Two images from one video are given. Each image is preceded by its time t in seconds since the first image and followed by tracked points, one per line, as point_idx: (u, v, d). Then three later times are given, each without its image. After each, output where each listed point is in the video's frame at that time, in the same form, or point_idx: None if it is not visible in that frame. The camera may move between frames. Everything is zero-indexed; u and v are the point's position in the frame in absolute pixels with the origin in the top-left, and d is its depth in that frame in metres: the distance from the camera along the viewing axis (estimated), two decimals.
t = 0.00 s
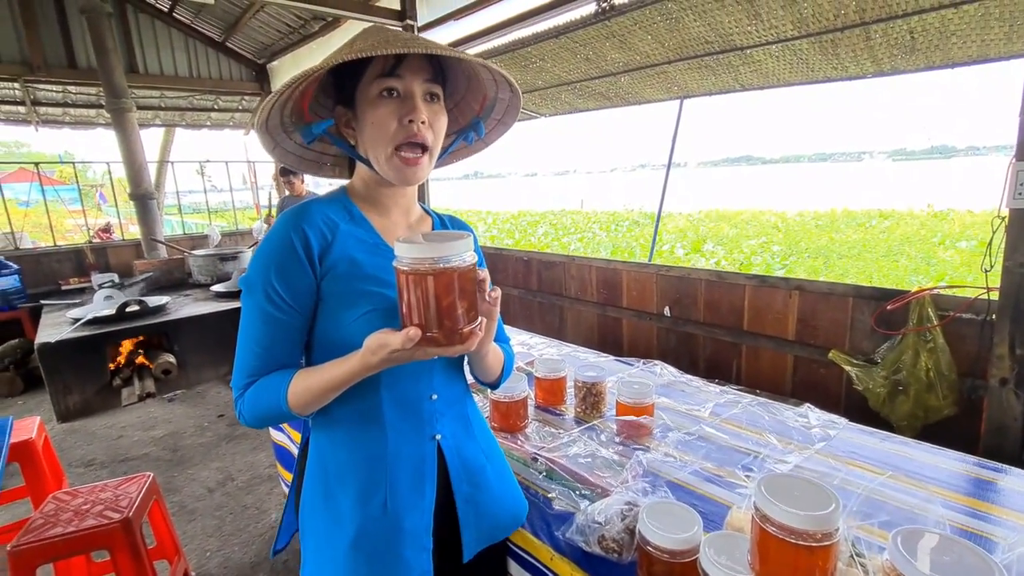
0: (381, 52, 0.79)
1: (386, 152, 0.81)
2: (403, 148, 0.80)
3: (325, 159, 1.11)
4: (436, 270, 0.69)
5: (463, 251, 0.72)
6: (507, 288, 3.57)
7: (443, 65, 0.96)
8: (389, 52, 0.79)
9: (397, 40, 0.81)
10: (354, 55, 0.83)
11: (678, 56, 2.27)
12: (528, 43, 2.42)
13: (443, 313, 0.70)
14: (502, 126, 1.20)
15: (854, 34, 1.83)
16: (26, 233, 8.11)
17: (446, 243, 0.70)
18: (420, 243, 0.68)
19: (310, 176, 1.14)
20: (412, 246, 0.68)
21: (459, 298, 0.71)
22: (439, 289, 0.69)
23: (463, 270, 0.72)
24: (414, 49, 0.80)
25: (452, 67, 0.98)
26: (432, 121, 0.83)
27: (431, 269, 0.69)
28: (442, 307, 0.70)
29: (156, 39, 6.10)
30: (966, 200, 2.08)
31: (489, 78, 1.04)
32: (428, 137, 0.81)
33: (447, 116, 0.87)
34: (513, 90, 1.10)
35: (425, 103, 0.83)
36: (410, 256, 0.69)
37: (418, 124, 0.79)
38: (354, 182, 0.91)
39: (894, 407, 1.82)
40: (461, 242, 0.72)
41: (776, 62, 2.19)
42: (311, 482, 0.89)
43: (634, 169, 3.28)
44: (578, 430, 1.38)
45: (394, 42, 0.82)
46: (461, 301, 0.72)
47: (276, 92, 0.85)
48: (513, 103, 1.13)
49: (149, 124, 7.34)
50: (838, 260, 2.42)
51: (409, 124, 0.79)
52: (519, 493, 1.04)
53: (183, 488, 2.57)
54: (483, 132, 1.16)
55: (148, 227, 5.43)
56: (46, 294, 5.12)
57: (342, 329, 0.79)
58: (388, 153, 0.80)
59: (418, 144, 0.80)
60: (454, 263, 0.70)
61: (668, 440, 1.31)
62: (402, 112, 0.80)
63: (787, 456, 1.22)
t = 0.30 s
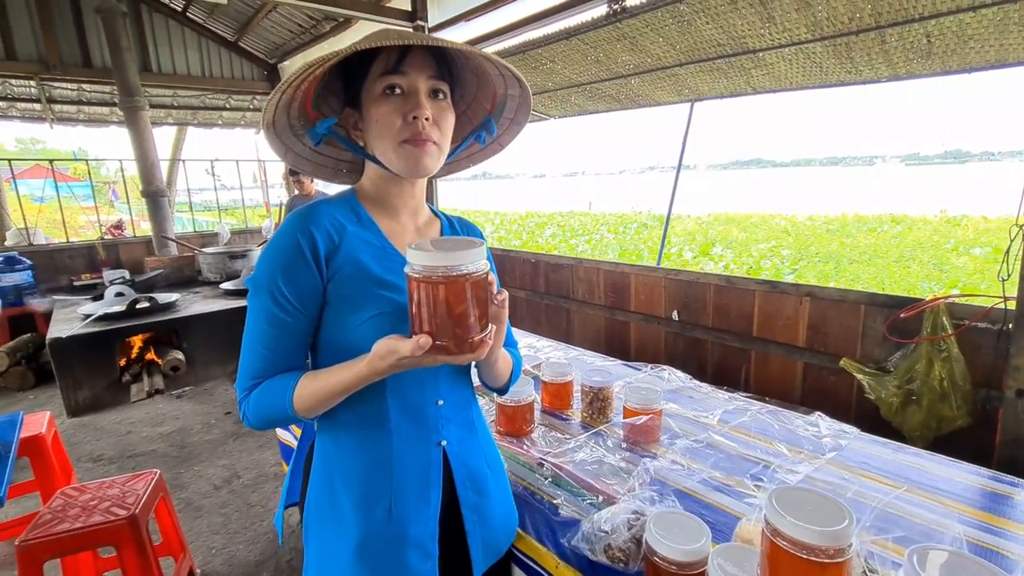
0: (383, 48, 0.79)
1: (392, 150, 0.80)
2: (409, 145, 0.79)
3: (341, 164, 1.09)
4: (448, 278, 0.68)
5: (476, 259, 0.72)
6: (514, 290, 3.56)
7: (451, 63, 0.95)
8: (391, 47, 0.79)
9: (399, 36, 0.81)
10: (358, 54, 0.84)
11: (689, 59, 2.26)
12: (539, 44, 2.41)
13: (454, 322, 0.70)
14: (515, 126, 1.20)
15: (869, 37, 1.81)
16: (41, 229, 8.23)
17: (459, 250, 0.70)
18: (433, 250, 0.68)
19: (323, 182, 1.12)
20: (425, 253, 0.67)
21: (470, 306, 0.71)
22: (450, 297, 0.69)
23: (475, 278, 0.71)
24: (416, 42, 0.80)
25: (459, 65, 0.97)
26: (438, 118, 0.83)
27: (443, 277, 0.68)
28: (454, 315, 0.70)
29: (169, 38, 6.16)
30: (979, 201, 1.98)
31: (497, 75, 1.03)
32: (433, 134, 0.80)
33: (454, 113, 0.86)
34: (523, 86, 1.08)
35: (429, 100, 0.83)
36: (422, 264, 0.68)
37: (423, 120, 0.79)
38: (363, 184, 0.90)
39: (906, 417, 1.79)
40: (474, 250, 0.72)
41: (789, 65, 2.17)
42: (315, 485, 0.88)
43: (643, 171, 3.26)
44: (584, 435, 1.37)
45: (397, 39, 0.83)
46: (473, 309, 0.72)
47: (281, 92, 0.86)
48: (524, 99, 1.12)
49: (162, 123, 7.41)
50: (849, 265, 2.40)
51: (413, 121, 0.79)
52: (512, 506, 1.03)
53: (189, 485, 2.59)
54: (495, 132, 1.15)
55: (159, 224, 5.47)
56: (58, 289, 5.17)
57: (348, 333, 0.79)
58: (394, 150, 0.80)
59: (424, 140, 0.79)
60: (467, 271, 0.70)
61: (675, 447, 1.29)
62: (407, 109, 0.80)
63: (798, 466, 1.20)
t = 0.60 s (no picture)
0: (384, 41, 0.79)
1: (397, 145, 0.80)
2: (414, 139, 0.78)
3: (353, 164, 1.09)
4: (460, 279, 0.68)
5: (488, 259, 0.72)
6: (521, 290, 3.55)
7: (457, 56, 0.94)
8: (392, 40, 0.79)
9: (401, 29, 0.81)
10: (361, 49, 0.84)
11: (699, 59, 2.24)
12: (547, 44, 2.40)
13: (466, 322, 0.69)
14: (527, 120, 1.18)
15: (882, 37, 1.78)
16: (52, 225, 8.31)
17: (471, 251, 0.70)
18: (444, 250, 0.68)
19: (333, 181, 1.12)
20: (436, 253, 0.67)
21: (482, 307, 0.71)
22: (462, 298, 0.69)
23: (487, 279, 0.71)
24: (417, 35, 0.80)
25: (466, 57, 0.96)
26: (443, 112, 0.82)
27: (455, 278, 0.68)
28: (466, 316, 0.69)
29: (179, 36, 6.19)
30: (984, 204, 1.99)
31: (504, 66, 1.02)
32: (438, 127, 0.79)
33: (460, 108, 0.85)
34: (531, 77, 1.07)
35: (434, 94, 0.82)
36: (434, 264, 0.68)
37: (427, 114, 0.78)
38: (371, 182, 0.90)
39: (917, 422, 1.77)
40: (486, 251, 0.72)
41: (800, 65, 2.15)
42: (320, 484, 0.88)
43: (651, 172, 3.24)
44: (590, 437, 1.35)
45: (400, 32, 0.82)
46: (485, 310, 0.72)
47: (284, 90, 0.86)
48: (533, 91, 1.10)
49: (171, 121, 7.46)
50: (858, 267, 2.36)
51: (417, 115, 0.78)
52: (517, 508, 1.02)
53: (195, 481, 2.60)
54: (505, 127, 1.14)
55: (168, 221, 5.50)
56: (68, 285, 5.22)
57: (356, 331, 0.78)
58: (399, 145, 0.79)
59: (429, 135, 0.78)
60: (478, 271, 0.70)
61: (683, 450, 1.28)
62: (411, 104, 0.79)
63: (807, 470, 1.18)
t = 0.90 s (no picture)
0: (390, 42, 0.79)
1: (404, 144, 0.80)
2: (420, 139, 0.78)
3: (363, 160, 1.09)
4: (466, 277, 0.68)
5: (496, 257, 0.72)
6: (528, 289, 3.54)
7: (463, 53, 0.94)
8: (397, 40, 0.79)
9: (406, 29, 0.81)
10: (368, 50, 0.84)
11: (709, 57, 2.22)
12: (556, 42, 2.39)
13: (474, 321, 0.69)
14: (535, 115, 1.18)
15: (896, 34, 1.75)
16: (65, 223, 8.42)
17: (479, 249, 0.70)
18: (451, 248, 0.67)
19: (342, 177, 1.13)
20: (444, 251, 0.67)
21: (490, 305, 0.70)
22: (470, 297, 0.69)
23: (494, 277, 0.71)
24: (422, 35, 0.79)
25: (472, 52, 0.96)
26: (449, 111, 0.82)
27: (461, 275, 0.68)
28: (473, 315, 0.69)
29: (192, 37, 6.26)
30: (999, 204, 1.96)
31: (510, 62, 1.01)
32: (444, 126, 0.79)
33: (467, 105, 0.85)
34: (538, 74, 1.06)
35: (440, 93, 0.82)
36: (441, 262, 0.68)
37: (433, 114, 0.78)
38: (379, 179, 0.90)
39: (930, 425, 1.74)
40: (494, 248, 0.72)
41: (811, 63, 2.12)
42: (327, 480, 0.88)
43: (659, 171, 3.21)
44: (597, 436, 1.35)
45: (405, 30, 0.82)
46: (493, 308, 0.71)
47: (291, 92, 0.87)
48: (540, 87, 1.10)
49: (183, 120, 7.53)
50: (870, 268, 2.34)
51: (423, 114, 0.78)
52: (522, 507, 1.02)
53: (204, 477, 2.62)
54: (512, 122, 1.14)
55: (179, 220, 5.56)
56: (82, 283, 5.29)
57: (364, 328, 0.78)
58: (406, 145, 0.79)
59: (435, 134, 0.79)
60: (486, 269, 0.70)
61: (690, 450, 1.27)
62: (418, 103, 0.79)
63: (816, 472, 1.17)
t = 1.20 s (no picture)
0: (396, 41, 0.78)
1: (409, 145, 0.80)
2: (424, 139, 0.78)
3: (370, 156, 1.09)
4: (468, 277, 0.68)
5: (498, 257, 0.71)
6: (532, 289, 3.54)
7: (470, 53, 0.94)
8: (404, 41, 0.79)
9: (413, 29, 0.81)
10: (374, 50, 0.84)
11: (717, 58, 2.20)
12: (563, 43, 2.39)
13: (475, 321, 0.69)
14: (542, 115, 1.18)
15: (906, 37, 1.74)
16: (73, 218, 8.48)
17: (482, 250, 0.69)
18: (453, 247, 0.67)
19: (348, 174, 1.13)
20: (446, 251, 0.67)
21: (492, 306, 0.70)
22: (472, 296, 0.69)
23: (496, 277, 0.71)
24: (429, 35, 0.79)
25: (479, 52, 0.96)
26: (455, 111, 0.82)
27: (463, 274, 0.68)
28: (475, 315, 0.69)
29: (200, 35, 6.29)
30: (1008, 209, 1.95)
31: (517, 62, 1.01)
32: (449, 127, 0.79)
33: (473, 106, 0.85)
34: (545, 75, 1.06)
35: (446, 93, 0.82)
36: (443, 262, 0.68)
37: (438, 114, 0.78)
38: (384, 178, 0.90)
39: (936, 431, 1.73)
40: (496, 247, 0.72)
41: (820, 66, 2.11)
42: (330, 477, 0.88)
43: (665, 173, 3.20)
44: (601, 438, 1.34)
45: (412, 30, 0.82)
46: (495, 309, 0.71)
47: (297, 91, 0.87)
48: (547, 88, 1.10)
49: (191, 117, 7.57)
50: (876, 273, 2.32)
51: (429, 115, 0.78)
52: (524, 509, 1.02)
53: (208, 473, 2.63)
54: (518, 122, 1.13)
55: (186, 216, 5.59)
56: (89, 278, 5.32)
57: (367, 325, 0.78)
58: (411, 145, 0.79)
59: (441, 135, 0.79)
60: (488, 269, 0.70)
61: (694, 453, 1.26)
62: (423, 103, 0.79)
63: (821, 477, 1.16)
